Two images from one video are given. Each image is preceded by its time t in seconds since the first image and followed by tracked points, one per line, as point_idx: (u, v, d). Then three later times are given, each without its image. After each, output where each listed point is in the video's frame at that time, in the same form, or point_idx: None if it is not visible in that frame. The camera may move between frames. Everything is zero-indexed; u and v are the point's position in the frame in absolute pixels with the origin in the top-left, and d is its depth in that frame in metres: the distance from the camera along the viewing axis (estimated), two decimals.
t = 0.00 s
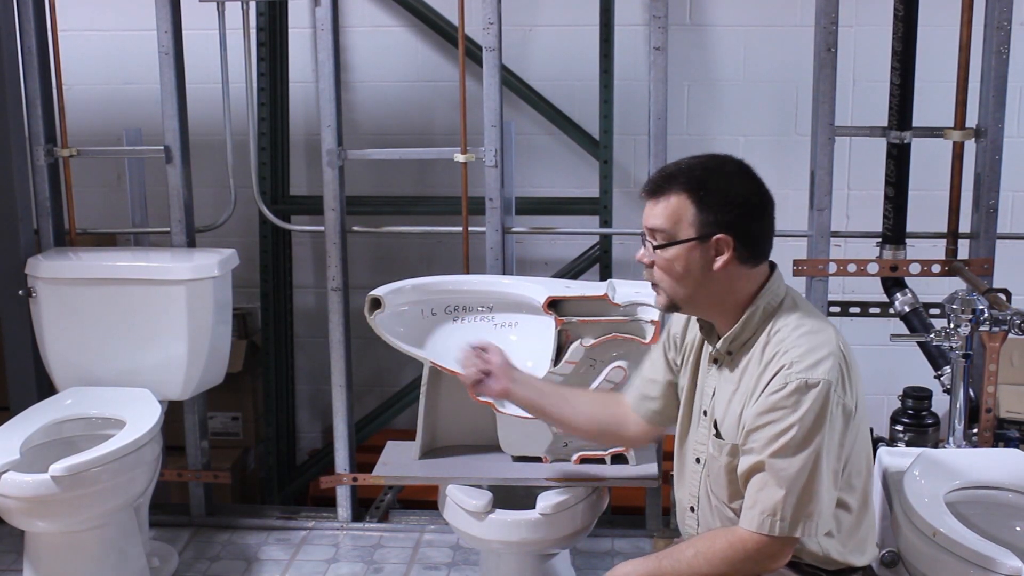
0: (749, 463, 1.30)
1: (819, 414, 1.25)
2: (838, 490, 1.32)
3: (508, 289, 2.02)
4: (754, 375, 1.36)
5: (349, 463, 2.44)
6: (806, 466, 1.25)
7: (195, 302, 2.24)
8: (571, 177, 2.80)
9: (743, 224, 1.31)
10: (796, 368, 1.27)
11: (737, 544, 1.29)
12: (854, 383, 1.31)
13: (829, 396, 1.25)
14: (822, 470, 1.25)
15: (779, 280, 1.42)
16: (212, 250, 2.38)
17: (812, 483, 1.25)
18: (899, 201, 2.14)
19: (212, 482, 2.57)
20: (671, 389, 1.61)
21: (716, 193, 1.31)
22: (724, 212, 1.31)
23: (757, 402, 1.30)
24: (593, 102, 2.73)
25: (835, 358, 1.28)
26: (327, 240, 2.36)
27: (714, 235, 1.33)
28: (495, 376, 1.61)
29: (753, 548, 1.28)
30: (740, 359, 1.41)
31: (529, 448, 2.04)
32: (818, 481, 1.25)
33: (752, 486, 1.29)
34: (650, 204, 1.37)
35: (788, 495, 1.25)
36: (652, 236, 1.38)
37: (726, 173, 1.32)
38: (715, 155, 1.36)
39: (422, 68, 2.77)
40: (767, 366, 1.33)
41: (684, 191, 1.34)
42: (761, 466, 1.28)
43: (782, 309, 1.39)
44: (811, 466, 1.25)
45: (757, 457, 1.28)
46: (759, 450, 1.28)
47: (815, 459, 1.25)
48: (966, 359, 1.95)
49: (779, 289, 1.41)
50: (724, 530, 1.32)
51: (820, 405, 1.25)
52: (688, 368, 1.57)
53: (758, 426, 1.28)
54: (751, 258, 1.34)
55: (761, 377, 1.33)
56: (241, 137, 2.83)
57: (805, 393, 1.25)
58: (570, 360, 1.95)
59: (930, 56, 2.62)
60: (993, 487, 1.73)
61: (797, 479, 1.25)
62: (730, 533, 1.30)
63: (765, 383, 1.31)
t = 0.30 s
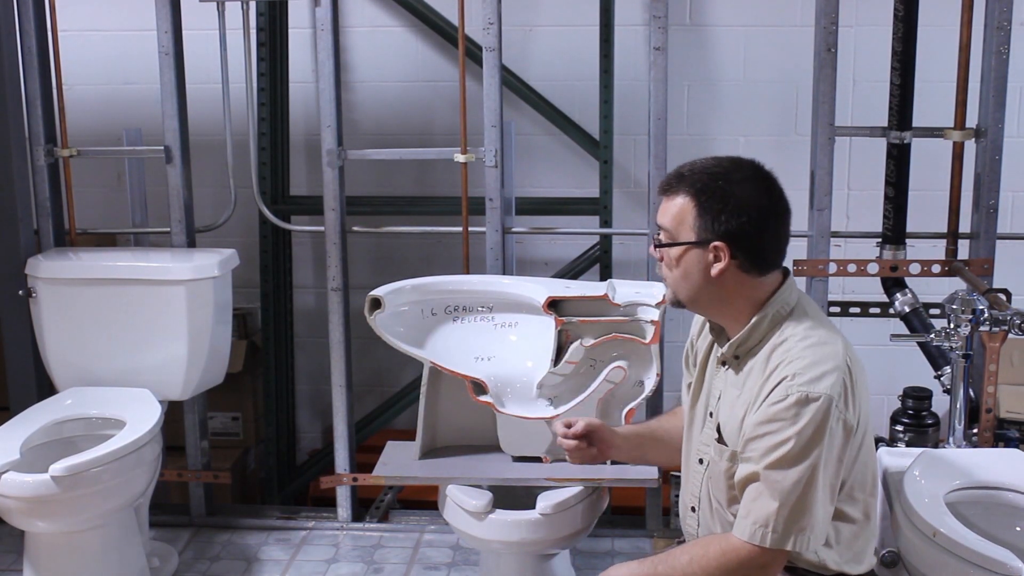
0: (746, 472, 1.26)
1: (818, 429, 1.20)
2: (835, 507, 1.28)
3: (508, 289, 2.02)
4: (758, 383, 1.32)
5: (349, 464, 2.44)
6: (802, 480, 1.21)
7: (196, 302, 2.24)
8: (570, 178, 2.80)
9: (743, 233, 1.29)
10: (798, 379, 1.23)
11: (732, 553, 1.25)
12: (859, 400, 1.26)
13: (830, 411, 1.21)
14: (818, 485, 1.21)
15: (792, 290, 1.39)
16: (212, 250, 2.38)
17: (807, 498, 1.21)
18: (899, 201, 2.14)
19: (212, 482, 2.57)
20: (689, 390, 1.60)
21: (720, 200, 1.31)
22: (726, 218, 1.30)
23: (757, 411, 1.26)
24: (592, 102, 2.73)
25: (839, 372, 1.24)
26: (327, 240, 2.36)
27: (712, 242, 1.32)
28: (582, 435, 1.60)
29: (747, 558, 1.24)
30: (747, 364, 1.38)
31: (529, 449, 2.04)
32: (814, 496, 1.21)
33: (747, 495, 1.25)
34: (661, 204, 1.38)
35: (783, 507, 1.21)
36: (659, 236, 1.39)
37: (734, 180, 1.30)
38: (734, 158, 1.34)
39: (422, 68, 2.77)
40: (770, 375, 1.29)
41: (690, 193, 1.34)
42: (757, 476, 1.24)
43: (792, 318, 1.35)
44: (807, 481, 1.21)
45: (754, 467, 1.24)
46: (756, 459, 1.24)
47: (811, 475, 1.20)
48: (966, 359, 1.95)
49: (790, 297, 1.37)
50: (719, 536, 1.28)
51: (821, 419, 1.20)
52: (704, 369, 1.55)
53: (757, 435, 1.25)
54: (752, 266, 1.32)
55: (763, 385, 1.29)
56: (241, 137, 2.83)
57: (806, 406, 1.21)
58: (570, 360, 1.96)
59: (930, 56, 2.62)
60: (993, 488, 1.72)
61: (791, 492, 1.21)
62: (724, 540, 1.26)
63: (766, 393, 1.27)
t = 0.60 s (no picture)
0: (754, 478, 1.26)
1: (829, 440, 1.20)
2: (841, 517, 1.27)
3: (508, 289, 2.02)
4: (768, 389, 1.31)
5: (349, 464, 2.44)
6: (810, 490, 1.20)
7: (196, 302, 2.24)
8: (571, 178, 2.80)
9: (752, 246, 1.27)
10: (810, 389, 1.22)
11: (739, 559, 1.25)
12: (871, 412, 1.25)
13: (841, 422, 1.20)
14: (826, 496, 1.21)
15: (803, 297, 1.38)
16: (213, 250, 2.38)
17: (815, 507, 1.21)
18: (899, 201, 2.14)
19: (212, 482, 2.57)
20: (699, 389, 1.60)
21: (729, 212, 1.29)
22: (735, 231, 1.28)
23: (767, 419, 1.25)
24: (592, 102, 2.73)
25: (852, 382, 1.23)
26: (327, 240, 2.36)
27: (721, 254, 1.30)
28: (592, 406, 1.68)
29: (754, 564, 1.24)
30: (757, 370, 1.37)
31: (529, 449, 2.03)
32: (822, 506, 1.21)
33: (754, 501, 1.25)
34: (672, 213, 1.36)
35: (789, 516, 1.21)
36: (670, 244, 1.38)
37: (744, 191, 1.28)
38: (746, 167, 1.32)
39: (422, 68, 2.77)
40: (782, 382, 1.28)
41: (699, 204, 1.32)
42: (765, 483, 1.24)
43: (805, 327, 1.35)
44: (816, 490, 1.20)
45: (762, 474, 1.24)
46: (765, 467, 1.24)
47: (820, 485, 1.20)
48: (966, 359, 1.95)
49: (803, 305, 1.37)
50: (724, 541, 1.27)
51: (832, 430, 1.20)
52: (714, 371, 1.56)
53: (766, 443, 1.24)
54: (763, 278, 1.30)
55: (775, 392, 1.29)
56: (241, 137, 2.83)
57: (817, 416, 1.20)
58: (571, 360, 1.96)
59: (930, 56, 2.62)
60: (993, 487, 1.72)
61: (799, 501, 1.21)
62: (730, 545, 1.26)
63: (777, 400, 1.26)
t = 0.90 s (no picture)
0: (758, 484, 1.26)
1: (834, 450, 1.19)
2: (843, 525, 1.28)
3: (507, 290, 2.02)
4: (776, 396, 1.31)
5: (349, 464, 2.44)
6: (814, 498, 1.20)
7: (196, 302, 2.24)
8: (571, 178, 2.80)
9: (751, 257, 1.27)
10: (818, 398, 1.22)
11: (740, 562, 1.25)
12: (878, 423, 1.25)
13: (847, 432, 1.20)
14: (829, 505, 1.21)
15: (812, 304, 1.37)
16: (213, 251, 2.38)
17: (817, 516, 1.21)
18: (899, 201, 2.15)
19: (212, 482, 2.57)
20: (706, 390, 1.60)
21: (727, 224, 1.28)
22: (733, 242, 1.28)
23: (773, 426, 1.25)
24: (593, 102, 2.73)
25: (859, 393, 1.23)
26: (327, 240, 2.36)
27: (721, 266, 1.30)
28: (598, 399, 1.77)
29: (753, 567, 1.24)
30: (765, 375, 1.37)
31: (529, 448, 2.03)
32: (824, 515, 1.21)
33: (756, 507, 1.25)
34: (674, 228, 1.37)
35: (792, 523, 1.21)
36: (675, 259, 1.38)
37: (739, 203, 1.28)
38: (744, 175, 1.31)
39: (422, 68, 2.77)
40: (790, 389, 1.28)
41: (698, 216, 1.32)
42: (768, 489, 1.24)
43: (815, 335, 1.35)
44: (819, 499, 1.20)
45: (766, 481, 1.24)
46: (769, 473, 1.24)
47: (823, 494, 1.20)
48: (966, 360, 1.95)
49: (814, 312, 1.36)
50: (725, 543, 1.28)
51: (838, 440, 1.19)
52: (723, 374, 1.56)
53: (771, 450, 1.24)
54: (766, 286, 1.30)
55: (782, 399, 1.28)
56: (241, 137, 2.83)
57: (823, 426, 1.20)
58: (571, 360, 1.97)
59: (930, 56, 2.62)
60: (993, 487, 1.72)
61: (801, 509, 1.21)
62: (730, 548, 1.26)
63: (784, 407, 1.26)
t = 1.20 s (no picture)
0: (759, 485, 1.26)
1: (836, 450, 1.19)
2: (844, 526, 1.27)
3: (508, 290, 2.02)
4: (777, 396, 1.31)
5: (349, 464, 2.44)
6: (815, 499, 1.20)
7: (196, 303, 2.24)
8: (571, 178, 2.80)
9: (752, 257, 1.27)
10: (819, 399, 1.22)
11: (741, 563, 1.25)
12: (879, 424, 1.25)
13: (848, 433, 1.20)
14: (829, 506, 1.21)
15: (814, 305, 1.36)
16: (213, 251, 2.38)
17: (818, 517, 1.21)
18: (899, 201, 2.15)
19: (212, 482, 2.57)
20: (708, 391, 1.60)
21: (728, 224, 1.28)
22: (735, 242, 1.27)
23: (775, 426, 1.25)
24: (593, 102, 2.73)
25: (861, 394, 1.23)
26: (327, 240, 2.36)
27: (722, 266, 1.29)
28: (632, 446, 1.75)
29: (754, 568, 1.24)
30: (767, 377, 1.37)
31: (529, 449, 2.02)
32: (825, 516, 1.21)
33: (757, 508, 1.25)
34: (675, 229, 1.36)
35: (793, 524, 1.21)
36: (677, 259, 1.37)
37: (740, 203, 1.28)
38: (744, 176, 1.31)
39: (422, 68, 2.77)
40: (791, 390, 1.28)
41: (699, 216, 1.32)
42: (769, 490, 1.24)
43: (816, 336, 1.34)
44: (820, 500, 1.20)
45: (767, 482, 1.24)
46: (770, 474, 1.24)
47: (824, 494, 1.20)
48: (966, 360, 1.95)
49: (816, 313, 1.36)
50: (725, 545, 1.28)
51: (839, 441, 1.19)
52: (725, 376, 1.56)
53: (772, 451, 1.24)
54: (767, 286, 1.29)
55: (783, 400, 1.28)
56: (241, 137, 2.83)
57: (824, 426, 1.20)
58: (570, 360, 1.96)
59: (930, 56, 2.62)
60: (993, 487, 1.72)
61: (802, 510, 1.21)
62: (731, 549, 1.26)
63: (785, 408, 1.26)
